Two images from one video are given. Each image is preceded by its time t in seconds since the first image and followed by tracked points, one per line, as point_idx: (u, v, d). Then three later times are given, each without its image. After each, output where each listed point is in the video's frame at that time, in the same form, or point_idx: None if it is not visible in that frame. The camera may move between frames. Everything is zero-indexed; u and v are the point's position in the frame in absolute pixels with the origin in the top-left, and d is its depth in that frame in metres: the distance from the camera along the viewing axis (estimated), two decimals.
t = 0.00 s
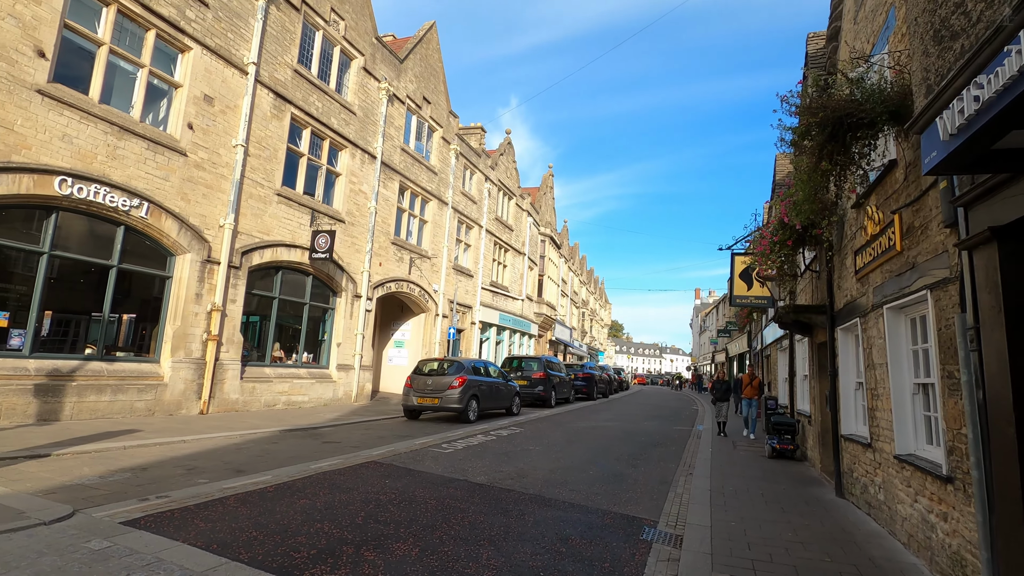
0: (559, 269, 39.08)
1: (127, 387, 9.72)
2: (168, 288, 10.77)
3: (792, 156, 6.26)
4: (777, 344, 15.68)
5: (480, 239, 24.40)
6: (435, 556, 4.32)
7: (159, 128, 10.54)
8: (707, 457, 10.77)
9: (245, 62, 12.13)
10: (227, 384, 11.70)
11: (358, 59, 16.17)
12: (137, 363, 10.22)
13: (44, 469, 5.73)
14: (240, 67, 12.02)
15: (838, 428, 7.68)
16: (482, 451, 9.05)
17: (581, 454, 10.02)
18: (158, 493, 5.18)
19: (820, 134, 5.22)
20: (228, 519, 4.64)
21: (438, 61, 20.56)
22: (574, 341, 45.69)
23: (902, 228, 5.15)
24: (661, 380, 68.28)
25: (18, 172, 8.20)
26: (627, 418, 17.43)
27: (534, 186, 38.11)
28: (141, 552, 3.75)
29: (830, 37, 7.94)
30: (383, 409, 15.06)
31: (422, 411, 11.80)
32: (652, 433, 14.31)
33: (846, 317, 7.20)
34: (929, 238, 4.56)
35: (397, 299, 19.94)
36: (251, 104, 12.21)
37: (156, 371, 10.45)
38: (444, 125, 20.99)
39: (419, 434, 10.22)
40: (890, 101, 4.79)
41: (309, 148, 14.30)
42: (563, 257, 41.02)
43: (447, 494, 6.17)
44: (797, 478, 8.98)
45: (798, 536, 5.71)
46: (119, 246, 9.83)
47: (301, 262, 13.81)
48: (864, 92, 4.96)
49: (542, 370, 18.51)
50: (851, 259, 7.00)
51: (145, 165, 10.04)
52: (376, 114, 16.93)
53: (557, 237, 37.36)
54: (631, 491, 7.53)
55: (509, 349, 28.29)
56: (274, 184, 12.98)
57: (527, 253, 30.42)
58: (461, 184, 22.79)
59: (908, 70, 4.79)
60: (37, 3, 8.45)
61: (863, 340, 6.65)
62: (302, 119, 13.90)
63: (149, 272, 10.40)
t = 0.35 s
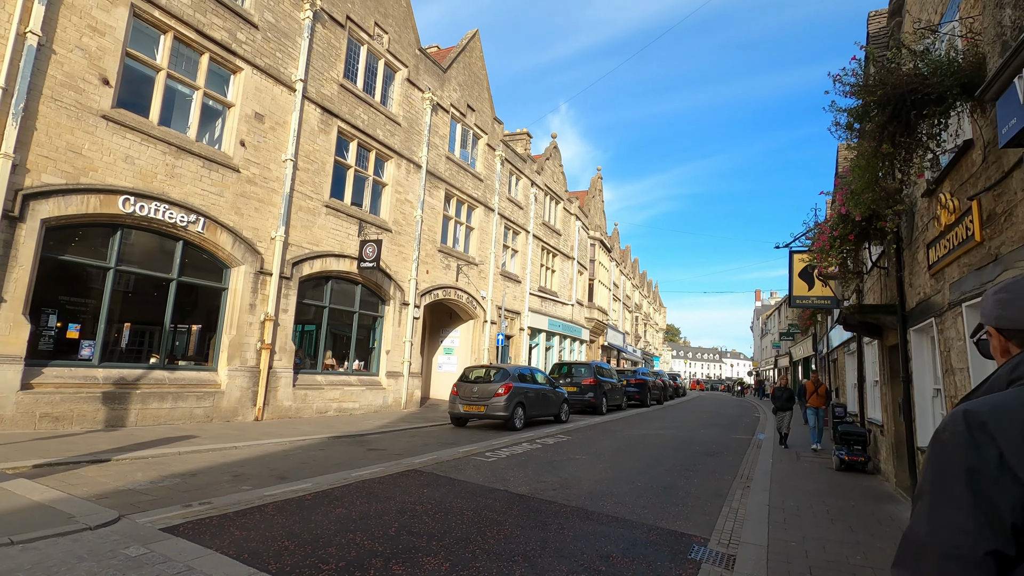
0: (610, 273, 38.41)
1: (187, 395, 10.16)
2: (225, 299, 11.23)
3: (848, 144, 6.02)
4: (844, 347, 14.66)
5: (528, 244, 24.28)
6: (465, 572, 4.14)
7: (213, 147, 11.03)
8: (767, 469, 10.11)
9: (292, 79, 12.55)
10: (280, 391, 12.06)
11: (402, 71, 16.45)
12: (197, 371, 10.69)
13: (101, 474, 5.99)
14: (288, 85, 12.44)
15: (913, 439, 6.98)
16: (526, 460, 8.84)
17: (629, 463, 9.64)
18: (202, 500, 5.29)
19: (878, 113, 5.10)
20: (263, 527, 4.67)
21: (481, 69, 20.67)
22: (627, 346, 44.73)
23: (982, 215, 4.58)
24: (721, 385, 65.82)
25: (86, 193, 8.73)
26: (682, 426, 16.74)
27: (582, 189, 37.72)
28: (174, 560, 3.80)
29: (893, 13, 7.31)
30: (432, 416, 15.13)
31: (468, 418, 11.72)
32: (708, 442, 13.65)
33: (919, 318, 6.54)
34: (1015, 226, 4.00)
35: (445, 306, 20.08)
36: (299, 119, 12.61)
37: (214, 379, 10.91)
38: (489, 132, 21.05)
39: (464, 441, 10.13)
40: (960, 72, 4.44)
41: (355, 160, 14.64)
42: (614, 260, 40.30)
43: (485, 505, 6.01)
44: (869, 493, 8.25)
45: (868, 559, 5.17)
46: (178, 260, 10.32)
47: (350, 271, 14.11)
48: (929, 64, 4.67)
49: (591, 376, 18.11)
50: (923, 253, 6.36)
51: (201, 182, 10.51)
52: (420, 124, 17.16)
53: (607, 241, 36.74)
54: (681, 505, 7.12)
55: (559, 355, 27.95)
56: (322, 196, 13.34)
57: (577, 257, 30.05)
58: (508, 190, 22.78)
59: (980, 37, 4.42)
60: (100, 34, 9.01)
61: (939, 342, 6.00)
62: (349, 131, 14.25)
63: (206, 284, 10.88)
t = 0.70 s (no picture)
0: (649, 274, 37.61)
1: (224, 398, 10.43)
2: (260, 304, 11.49)
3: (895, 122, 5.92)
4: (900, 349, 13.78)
5: (563, 247, 24.02)
6: None
7: (248, 156, 11.35)
8: (813, 478, 9.53)
9: (324, 88, 12.79)
10: (315, 395, 12.25)
11: (433, 76, 16.57)
12: (234, 375, 10.96)
13: (133, 474, 6.13)
14: (320, 94, 12.68)
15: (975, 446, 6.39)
16: (555, 466, 8.62)
17: (664, 470, 9.27)
18: (223, 501, 5.32)
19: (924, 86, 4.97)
20: (279, 530, 4.64)
21: (512, 72, 20.63)
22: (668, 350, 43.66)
23: None
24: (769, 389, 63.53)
25: (128, 203, 9.09)
26: (725, 432, 16.08)
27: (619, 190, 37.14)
28: (185, 562, 3.79)
29: None
30: (465, 420, 15.06)
31: (499, 422, 11.58)
32: (752, 448, 13.03)
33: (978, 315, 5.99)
34: None
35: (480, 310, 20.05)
36: (331, 127, 12.84)
37: (250, 382, 11.17)
38: (521, 135, 20.97)
39: (493, 446, 9.98)
40: (1013, 37, 4.24)
41: (387, 166, 14.80)
42: (653, 262, 39.46)
43: (507, 511, 5.84)
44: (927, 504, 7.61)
45: None
46: (215, 267, 10.62)
47: (383, 276, 14.25)
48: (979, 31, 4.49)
49: (629, 380, 17.62)
50: (981, 243, 5.83)
51: (236, 191, 10.81)
52: (452, 129, 17.23)
53: (645, 242, 36.01)
54: (716, 514, 6.75)
55: (597, 359, 27.47)
56: (355, 202, 13.53)
57: (614, 259, 29.53)
58: (541, 192, 22.62)
59: None
60: (140, 51, 9.39)
61: (1003, 340, 5.46)
62: (380, 138, 14.43)
63: (243, 290, 11.16)
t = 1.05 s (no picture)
0: (687, 281, 36.64)
1: (256, 406, 10.58)
2: (292, 314, 11.65)
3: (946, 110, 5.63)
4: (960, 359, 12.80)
5: (596, 254, 23.65)
6: None
7: (281, 169, 11.59)
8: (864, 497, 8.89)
9: (354, 100, 12.97)
10: (345, 404, 12.33)
11: (462, 86, 16.63)
12: (266, 384, 11.12)
13: (158, 483, 6.19)
14: (350, 106, 12.87)
15: None
16: (583, 480, 8.32)
17: (699, 485, 8.84)
18: (240, 512, 5.29)
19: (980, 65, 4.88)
20: (290, 544, 4.56)
21: (543, 79, 20.54)
22: (708, 359, 42.36)
23: None
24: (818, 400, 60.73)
25: (164, 217, 9.36)
26: (768, 445, 15.31)
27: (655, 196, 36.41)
28: None
29: None
30: (495, 430, 14.86)
31: (525, 434, 11.34)
32: (797, 463, 12.33)
33: None
34: None
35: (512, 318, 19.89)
36: (361, 139, 13.00)
37: (282, 391, 11.31)
38: (552, 142, 20.82)
39: (521, 458, 9.76)
40: None
41: (416, 175, 14.89)
42: (692, 268, 38.47)
43: (528, 528, 5.61)
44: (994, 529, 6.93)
45: None
46: (248, 277, 10.83)
47: (413, 284, 14.28)
48: None
49: (664, 390, 17.05)
50: None
51: (268, 203, 11.04)
52: (482, 137, 17.23)
53: (682, 248, 35.16)
54: (753, 535, 6.32)
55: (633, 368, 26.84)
56: (384, 212, 13.64)
57: (649, 266, 28.91)
58: (573, 199, 22.37)
59: None
60: (176, 70, 9.71)
61: None
62: (410, 148, 14.53)
63: (274, 300, 11.34)
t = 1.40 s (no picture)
0: (729, 295, 35.47)
1: (289, 422, 10.60)
2: (325, 330, 11.70)
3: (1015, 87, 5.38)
4: None
5: (632, 268, 23.14)
6: None
7: (314, 186, 11.76)
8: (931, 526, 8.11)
9: (386, 118, 13.12)
10: (377, 420, 12.25)
11: (493, 101, 16.67)
12: (299, 399, 11.16)
13: (185, 499, 6.16)
14: (382, 123, 13.01)
15: None
16: (619, 502, 7.90)
17: (745, 510, 8.27)
18: (260, 531, 5.16)
19: None
20: (305, 566, 4.38)
21: (575, 92, 20.43)
22: (753, 375, 40.76)
23: None
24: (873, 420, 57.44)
25: (201, 234, 9.57)
26: (821, 467, 14.35)
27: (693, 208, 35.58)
28: None
29: None
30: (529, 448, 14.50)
31: (555, 452, 10.93)
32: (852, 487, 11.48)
33: None
34: None
35: (546, 333, 19.57)
36: (393, 155, 13.11)
37: (315, 407, 11.32)
38: (585, 154, 20.60)
39: (553, 478, 9.40)
40: None
41: (448, 191, 14.92)
42: (734, 282, 37.28)
43: (557, 555, 5.27)
44: None
45: None
46: (282, 293, 10.94)
47: (445, 299, 14.20)
48: None
49: (706, 408, 16.30)
50: None
51: (301, 220, 11.19)
52: (514, 151, 17.17)
53: (723, 261, 34.14)
54: (805, 566, 5.79)
55: (673, 385, 25.98)
56: (416, 227, 13.68)
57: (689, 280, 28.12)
58: (608, 212, 22.01)
59: None
60: (214, 92, 10.00)
61: None
62: (441, 163, 14.58)
63: (308, 316, 11.41)
